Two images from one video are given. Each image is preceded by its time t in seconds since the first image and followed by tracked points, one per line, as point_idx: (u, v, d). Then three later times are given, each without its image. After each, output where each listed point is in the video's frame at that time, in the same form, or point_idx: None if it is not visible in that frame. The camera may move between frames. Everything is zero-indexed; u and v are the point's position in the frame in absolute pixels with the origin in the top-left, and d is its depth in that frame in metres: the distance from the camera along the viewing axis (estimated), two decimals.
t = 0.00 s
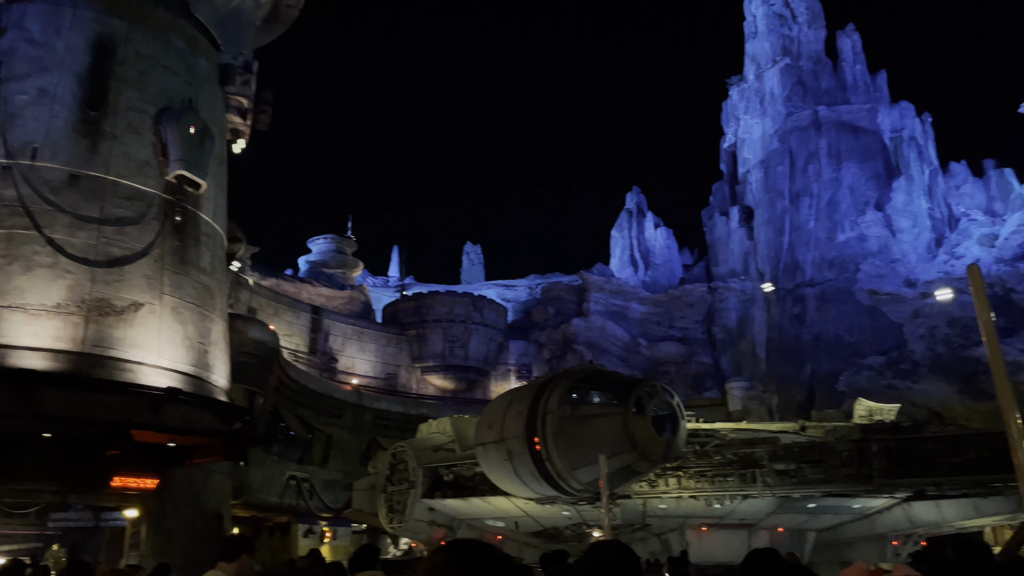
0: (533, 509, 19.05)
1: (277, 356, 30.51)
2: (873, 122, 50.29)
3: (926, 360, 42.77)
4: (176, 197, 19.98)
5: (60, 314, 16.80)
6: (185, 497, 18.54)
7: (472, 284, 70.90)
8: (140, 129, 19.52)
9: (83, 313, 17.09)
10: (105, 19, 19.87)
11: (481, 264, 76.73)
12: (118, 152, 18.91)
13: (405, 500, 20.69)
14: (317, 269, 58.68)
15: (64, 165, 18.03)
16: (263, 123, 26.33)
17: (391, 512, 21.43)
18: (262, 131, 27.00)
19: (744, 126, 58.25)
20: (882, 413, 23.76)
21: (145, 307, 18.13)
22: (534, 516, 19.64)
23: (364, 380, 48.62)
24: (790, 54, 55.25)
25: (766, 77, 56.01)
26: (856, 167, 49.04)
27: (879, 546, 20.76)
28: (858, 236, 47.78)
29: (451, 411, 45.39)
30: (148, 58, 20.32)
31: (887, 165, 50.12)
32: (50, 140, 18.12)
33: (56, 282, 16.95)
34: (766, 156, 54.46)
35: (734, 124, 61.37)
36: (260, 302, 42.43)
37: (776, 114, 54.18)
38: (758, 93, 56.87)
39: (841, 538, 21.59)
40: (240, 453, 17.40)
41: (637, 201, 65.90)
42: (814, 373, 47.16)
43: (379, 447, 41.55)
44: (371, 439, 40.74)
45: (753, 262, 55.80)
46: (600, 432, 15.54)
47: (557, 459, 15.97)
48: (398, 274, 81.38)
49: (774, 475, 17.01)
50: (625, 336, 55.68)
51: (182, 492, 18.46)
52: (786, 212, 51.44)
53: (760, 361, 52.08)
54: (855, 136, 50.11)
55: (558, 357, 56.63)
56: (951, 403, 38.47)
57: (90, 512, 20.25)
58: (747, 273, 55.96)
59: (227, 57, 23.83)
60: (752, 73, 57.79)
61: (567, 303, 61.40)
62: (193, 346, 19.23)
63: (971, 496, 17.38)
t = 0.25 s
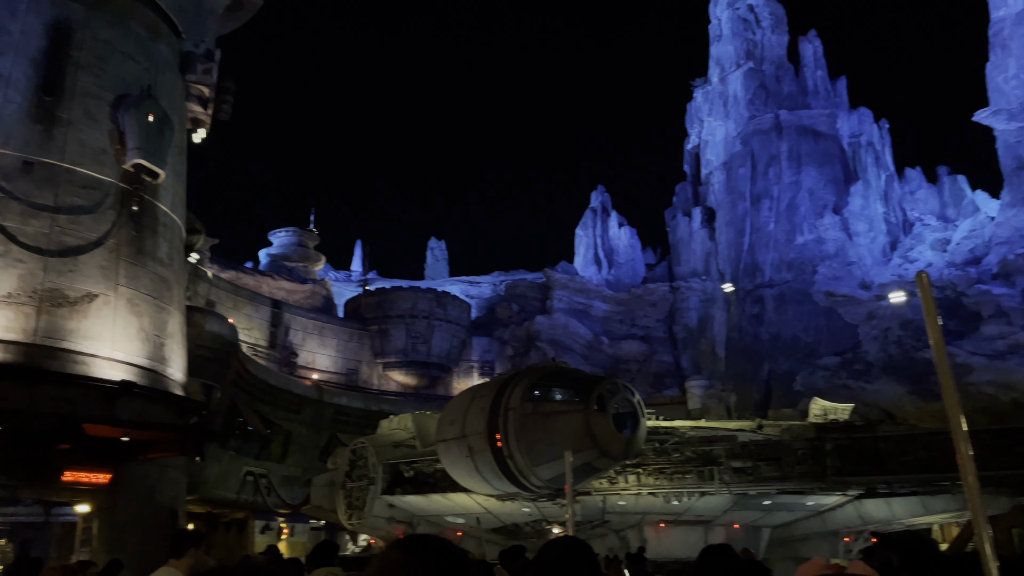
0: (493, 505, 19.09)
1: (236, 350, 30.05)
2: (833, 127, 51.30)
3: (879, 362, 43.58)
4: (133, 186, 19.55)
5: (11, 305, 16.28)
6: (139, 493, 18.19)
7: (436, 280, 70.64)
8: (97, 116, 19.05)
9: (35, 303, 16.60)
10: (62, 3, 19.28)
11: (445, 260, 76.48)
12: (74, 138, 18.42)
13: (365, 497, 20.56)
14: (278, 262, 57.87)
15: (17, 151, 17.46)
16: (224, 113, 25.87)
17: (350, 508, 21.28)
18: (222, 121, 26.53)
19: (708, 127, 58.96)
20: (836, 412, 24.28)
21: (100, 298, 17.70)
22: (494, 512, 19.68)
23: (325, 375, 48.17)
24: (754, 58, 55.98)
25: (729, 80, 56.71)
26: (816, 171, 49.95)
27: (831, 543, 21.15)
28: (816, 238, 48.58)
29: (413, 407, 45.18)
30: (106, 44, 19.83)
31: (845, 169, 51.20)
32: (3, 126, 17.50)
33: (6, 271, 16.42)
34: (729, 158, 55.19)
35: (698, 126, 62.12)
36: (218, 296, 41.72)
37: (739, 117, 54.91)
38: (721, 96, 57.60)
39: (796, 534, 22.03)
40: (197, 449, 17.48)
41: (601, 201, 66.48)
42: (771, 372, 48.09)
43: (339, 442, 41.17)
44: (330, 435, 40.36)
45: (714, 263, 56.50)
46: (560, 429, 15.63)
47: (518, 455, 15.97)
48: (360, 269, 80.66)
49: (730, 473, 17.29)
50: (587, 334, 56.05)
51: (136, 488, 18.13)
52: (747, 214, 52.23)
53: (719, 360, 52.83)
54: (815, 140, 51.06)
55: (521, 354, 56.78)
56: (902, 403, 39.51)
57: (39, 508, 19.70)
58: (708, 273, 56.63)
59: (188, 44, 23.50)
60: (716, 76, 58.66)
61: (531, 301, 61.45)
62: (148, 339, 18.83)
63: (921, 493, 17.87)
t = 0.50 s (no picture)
0: (457, 503, 19.09)
1: (198, 345, 29.59)
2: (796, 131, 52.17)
3: (838, 363, 44.43)
4: (92, 176, 19.09)
5: None
6: (93, 489, 17.97)
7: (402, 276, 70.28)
8: (55, 103, 18.56)
9: None
10: None
11: (412, 256, 76.08)
12: (31, 126, 17.91)
13: (327, 494, 20.43)
14: (241, 256, 57.01)
15: None
16: (188, 103, 25.36)
17: (312, 505, 21.11)
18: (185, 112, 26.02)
19: (675, 129, 59.53)
20: (796, 411, 24.70)
21: (57, 290, 17.27)
22: (458, 509, 19.67)
23: (288, 371, 47.67)
24: (721, 61, 56.55)
25: (696, 82, 57.24)
26: (780, 175, 50.76)
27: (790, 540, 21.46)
28: (779, 240, 49.33)
29: (377, 404, 44.91)
30: (66, 30, 19.32)
31: (808, 173, 52.11)
32: None
33: None
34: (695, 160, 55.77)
35: (666, 127, 62.68)
36: (180, 289, 40.98)
37: (705, 120, 55.47)
38: (689, 98, 58.11)
39: (755, 531, 22.38)
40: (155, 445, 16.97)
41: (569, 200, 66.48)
42: (734, 372, 48.78)
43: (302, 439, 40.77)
44: (293, 432, 39.94)
45: (679, 263, 57.01)
46: (525, 426, 15.68)
47: (482, 453, 15.97)
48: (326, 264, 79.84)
49: (692, 470, 17.53)
50: (554, 333, 56.29)
51: (90, 484, 17.87)
52: (712, 215, 52.87)
53: (682, 359, 53.44)
54: (779, 144, 51.86)
55: (487, 352, 56.81)
56: (859, 403, 40.44)
57: None
58: (673, 273, 57.14)
59: (151, 32, 22.96)
60: (684, 78, 58.97)
61: (498, 298, 61.34)
62: (106, 332, 18.44)
63: (876, 491, 18.31)
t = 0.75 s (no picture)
0: (419, 500, 19.05)
1: (157, 338, 29.06)
2: (761, 134, 52.96)
3: (798, 362, 45.24)
4: (49, 164, 18.57)
5: None
6: (48, 486, 17.46)
7: (368, 272, 69.82)
8: (11, 89, 18.01)
9: None
10: None
11: (378, 252, 75.54)
12: None
13: (288, 490, 20.24)
14: (203, 249, 56.08)
15: None
16: (150, 92, 24.83)
17: (272, 502, 20.91)
18: (147, 100, 25.47)
19: (642, 130, 60.00)
20: (756, 410, 25.10)
21: (11, 281, 16.79)
22: (420, 506, 19.62)
23: (249, 366, 47.17)
24: (688, 63, 57.01)
25: (664, 83, 57.64)
26: (744, 177, 51.52)
27: (748, 537, 21.87)
28: (742, 242, 50.03)
29: (340, 400, 44.47)
30: (24, 14, 18.78)
31: (771, 175, 52.91)
32: None
33: None
34: (661, 160, 56.23)
35: (633, 127, 63.13)
36: (139, 282, 40.17)
37: (672, 120, 55.93)
38: (656, 99, 58.53)
39: (714, 528, 22.68)
40: (112, 440, 16.63)
41: (536, 197, 66.46)
42: (696, 371, 49.34)
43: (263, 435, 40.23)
44: (254, 428, 39.40)
45: (645, 262, 57.42)
46: (490, 423, 15.69)
47: (446, 450, 15.94)
48: (290, 258, 78.90)
49: (654, 468, 17.73)
50: (519, 330, 56.41)
51: (44, 480, 17.37)
52: (677, 216, 53.36)
53: (646, 358, 53.88)
54: (744, 146, 52.61)
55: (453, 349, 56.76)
56: (818, 402, 41.30)
57: None
58: (639, 272, 57.53)
59: (113, 19, 22.40)
60: (652, 79, 59.23)
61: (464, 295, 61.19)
62: (62, 325, 18.00)
63: (832, 489, 18.72)
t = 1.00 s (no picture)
0: (386, 497, 18.96)
1: (119, 332, 28.51)
2: (730, 136, 53.57)
3: (763, 362, 45.82)
4: (10, 154, 18.12)
5: None
6: (5, 484, 17.00)
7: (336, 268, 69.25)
8: None
9: None
10: None
11: (347, 248, 74.91)
12: None
13: (253, 488, 20.05)
14: (167, 242, 55.12)
15: None
16: (115, 82, 24.35)
17: (237, 499, 20.77)
18: (112, 90, 24.95)
19: (614, 130, 60.34)
20: (722, 409, 25.43)
21: None
22: (387, 504, 19.53)
23: (214, 362, 46.51)
24: (660, 64, 57.33)
25: (636, 84, 57.89)
26: (713, 178, 52.10)
27: (712, 534, 22.15)
28: (710, 242, 50.60)
29: (307, 396, 44.00)
30: None
31: (740, 178, 53.57)
32: None
33: None
34: (632, 161, 56.58)
35: (605, 127, 63.44)
36: (101, 274, 39.37)
37: (643, 121, 56.29)
38: (628, 99, 58.79)
39: (679, 525, 22.92)
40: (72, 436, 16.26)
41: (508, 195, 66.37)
42: (664, 370, 49.72)
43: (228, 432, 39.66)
44: (219, 424, 38.82)
45: (614, 262, 57.76)
46: (458, 421, 15.65)
47: (413, 447, 15.88)
48: (257, 253, 77.88)
49: (621, 466, 17.88)
50: (489, 328, 56.38)
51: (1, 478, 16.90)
52: (647, 216, 53.73)
53: (615, 356, 54.12)
54: (713, 148, 53.18)
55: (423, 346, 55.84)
56: (782, 402, 41.92)
57: None
58: (609, 271, 57.80)
59: (78, 6, 21.92)
60: (624, 79, 59.46)
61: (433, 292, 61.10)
62: (22, 318, 17.56)
63: (795, 487, 19.05)
